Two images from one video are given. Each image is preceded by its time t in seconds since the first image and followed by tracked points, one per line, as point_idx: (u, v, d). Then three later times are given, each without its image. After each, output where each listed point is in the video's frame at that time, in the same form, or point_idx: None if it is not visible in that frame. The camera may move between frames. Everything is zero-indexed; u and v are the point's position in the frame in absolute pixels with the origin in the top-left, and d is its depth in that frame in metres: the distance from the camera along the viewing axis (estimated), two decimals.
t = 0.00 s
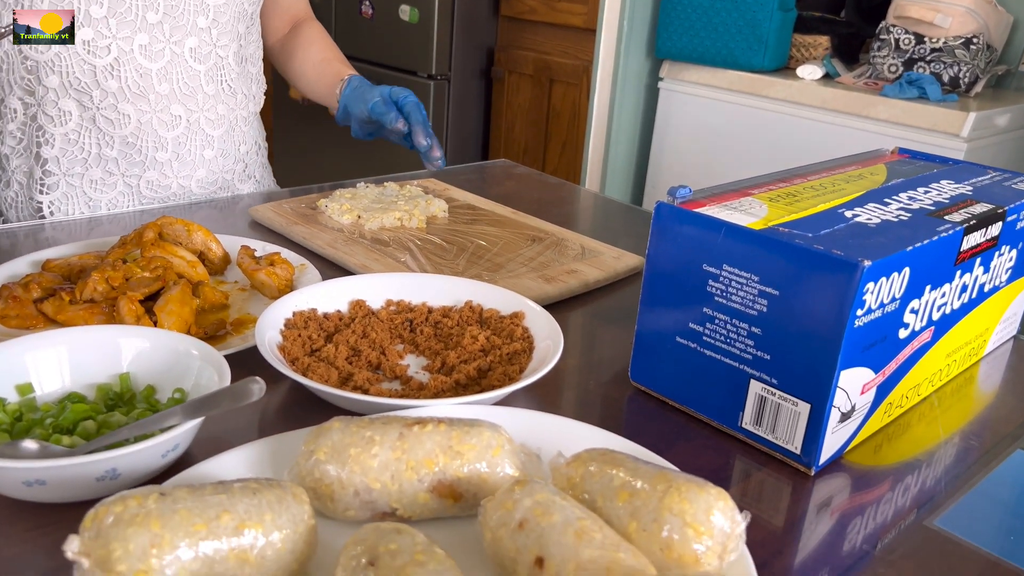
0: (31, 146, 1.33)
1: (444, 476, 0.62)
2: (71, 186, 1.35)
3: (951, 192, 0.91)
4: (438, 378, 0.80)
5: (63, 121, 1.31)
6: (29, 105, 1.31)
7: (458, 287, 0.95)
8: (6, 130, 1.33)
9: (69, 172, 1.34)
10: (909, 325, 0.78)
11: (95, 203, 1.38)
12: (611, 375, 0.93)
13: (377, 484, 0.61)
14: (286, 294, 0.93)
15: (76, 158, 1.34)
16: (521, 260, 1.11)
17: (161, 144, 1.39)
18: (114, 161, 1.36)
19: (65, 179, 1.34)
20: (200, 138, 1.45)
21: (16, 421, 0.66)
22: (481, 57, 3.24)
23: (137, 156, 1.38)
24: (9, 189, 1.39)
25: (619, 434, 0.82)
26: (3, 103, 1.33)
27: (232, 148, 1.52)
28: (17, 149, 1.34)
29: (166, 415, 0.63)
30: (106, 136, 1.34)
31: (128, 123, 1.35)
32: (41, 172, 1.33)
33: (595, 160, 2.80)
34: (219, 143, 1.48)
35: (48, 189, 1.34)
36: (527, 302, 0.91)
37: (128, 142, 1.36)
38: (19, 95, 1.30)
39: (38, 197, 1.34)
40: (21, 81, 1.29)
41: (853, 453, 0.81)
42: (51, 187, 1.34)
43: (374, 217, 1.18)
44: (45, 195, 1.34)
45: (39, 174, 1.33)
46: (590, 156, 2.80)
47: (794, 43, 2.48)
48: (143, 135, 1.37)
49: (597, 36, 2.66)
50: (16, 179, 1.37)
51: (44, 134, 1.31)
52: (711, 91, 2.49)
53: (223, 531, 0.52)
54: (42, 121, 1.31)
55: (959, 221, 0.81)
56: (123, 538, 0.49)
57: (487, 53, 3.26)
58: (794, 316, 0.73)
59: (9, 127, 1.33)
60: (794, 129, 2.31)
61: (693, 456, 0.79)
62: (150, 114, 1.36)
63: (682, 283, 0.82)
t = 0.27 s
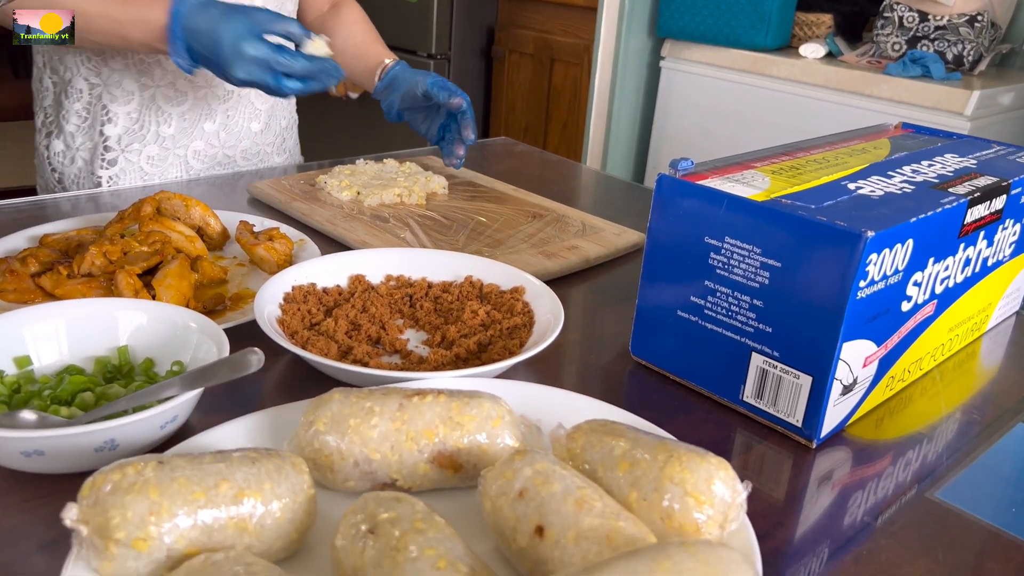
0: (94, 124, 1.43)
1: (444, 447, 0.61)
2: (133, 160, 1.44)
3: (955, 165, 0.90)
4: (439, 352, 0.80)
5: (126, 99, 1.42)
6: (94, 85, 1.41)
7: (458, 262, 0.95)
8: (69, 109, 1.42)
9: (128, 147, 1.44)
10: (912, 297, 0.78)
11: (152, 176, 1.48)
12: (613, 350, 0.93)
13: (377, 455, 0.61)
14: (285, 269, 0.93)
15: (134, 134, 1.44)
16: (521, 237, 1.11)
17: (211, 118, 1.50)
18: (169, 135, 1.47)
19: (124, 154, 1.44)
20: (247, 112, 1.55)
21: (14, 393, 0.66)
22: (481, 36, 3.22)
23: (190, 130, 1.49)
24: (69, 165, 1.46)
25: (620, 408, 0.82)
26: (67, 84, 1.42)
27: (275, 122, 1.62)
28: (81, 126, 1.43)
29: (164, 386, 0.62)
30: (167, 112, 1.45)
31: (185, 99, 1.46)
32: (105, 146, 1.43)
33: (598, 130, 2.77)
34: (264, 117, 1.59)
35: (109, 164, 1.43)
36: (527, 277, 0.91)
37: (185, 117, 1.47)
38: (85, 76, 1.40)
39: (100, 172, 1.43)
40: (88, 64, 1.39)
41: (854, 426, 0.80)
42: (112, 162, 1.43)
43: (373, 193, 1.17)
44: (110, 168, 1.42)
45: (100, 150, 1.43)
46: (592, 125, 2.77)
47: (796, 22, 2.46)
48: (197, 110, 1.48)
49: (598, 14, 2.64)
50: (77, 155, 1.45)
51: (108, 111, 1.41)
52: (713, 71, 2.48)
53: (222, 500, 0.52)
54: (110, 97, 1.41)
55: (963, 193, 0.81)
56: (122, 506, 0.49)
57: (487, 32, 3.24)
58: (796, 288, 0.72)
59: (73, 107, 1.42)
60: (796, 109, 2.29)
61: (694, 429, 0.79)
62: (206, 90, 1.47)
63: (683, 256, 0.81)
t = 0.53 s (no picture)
0: (167, 102, 1.46)
1: (441, 415, 0.61)
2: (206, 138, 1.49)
3: (956, 136, 0.90)
4: (437, 324, 0.80)
5: (196, 79, 1.45)
6: (167, 65, 1.44)
7: (457, 236, 0.95)
8: (138, 88, 1.44)
9: (199, 125, 1.48)
10: (911, 268, 0.78)
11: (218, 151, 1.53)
12: (612, 323, 0.92)
13: (374, 423, 0.61)
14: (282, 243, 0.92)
15: (206, 112, 1.48)
16: (519, 212, 1.10)
17: (275, 95, 1.54)
18: (236, 113, 1.51)
19: (197, 132, 1.49)
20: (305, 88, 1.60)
21: (11, 363, 0.66)
22: (481, 14, 3.21)
23: (257, 107, 1.53)
24: (136, 141, 1.49)
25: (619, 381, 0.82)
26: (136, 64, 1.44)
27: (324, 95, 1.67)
28: (152, 105, 1.46)
29: (160, 354, 0.63)
30: (238, 91, 1.49)
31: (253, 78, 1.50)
32: (178, 125, 1.47)
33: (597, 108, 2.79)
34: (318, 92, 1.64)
35: (182, 142, 1.48)
36: (526, 251, 0.91)
37: (252, 96, 1.51)
38: (156, 56, 1.43)
39: (174, 149, 1.48)
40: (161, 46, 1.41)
41: (853, 398, 0.80)
42: (186, 140, 1.48)
43: (371, 168, 1.17)
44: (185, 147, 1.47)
45: (175, 127, 1.47)
46: (592, 104, 2.78)
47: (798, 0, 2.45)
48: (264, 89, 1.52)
49: None
50: (146, 131, 1.48)
51: (181, 91, 1.45)
52: (714, 49, 2.46)
53: (219, 466, 0.52)
54: (184, 77, 1.45)
55: (964, 164, 0.80)
56: (118, 471, 0.49)
57: (486, 10, 3.22)
58: (795, 258, 0.72)
59: (144, 85, 1.45)
60: (797, 87, 2.27)
61: (692, 400, 0.79)
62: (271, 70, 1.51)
63: (682, 228, 0.81)
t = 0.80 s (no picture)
0: (176, 77, 1.45)
1: (439, 383, 0.61)
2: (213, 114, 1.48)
3: (957, 108, 0.89)
4: (435, 296, 0.79)
5: (205, 54, 1.45)
6: (177, 39, 1.43)
7: (455, 210, 0.94)
8: (149, 61, 1.44)
9: (207, 102, 1.47)
10: (910, 238, 0.77)
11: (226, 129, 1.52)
12: (610, 296, 0.92)
13: (371, 391, 0.60)
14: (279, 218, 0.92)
15: (214, 89, 1.47)
16: (518, 187, 1.10)
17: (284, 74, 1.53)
18: (245, 92, 1.50)
19: (204, 109, 1.48)
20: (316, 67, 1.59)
21: (5, 333, 0.65)
22: None
23: (266, 87, 1.51)
24: (145, 115, 1.49)
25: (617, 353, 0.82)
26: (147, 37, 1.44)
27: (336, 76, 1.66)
28: (160, 79, 1.45)
29: (156, 324, 0.62)
30: (246, 70, 1.47)
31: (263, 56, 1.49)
32: (185, 101, 1.46)
33: (597, 87, 2.78)
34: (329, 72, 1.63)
35: (189, 118, 1.47)
36: (525, 224, 0.90)
37: (260, 74, 1.49)
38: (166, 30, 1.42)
39: (181, 124, 1.47)
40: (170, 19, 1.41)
41: (852, 369, 0.80)
42: (192, 116, 1.47)
43: (368, 144, 1.18)
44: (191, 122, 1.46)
45: (182, 103, 1.46)
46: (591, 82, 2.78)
47: None
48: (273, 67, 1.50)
49: None
50: (155, 106, 1.48)
51: (189, 66, 1.45)
52: (714, 28, 2.44)
53: (215, 431, 0.51)
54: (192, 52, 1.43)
55: (965, 133, 0.79)
56: (114, 435, 0.49)
57: None
58: (795, 227, 0.71)
59: (154, 58, 1.44)
60: (798, 66, 2.26)
61: (691, 371, 0.78)
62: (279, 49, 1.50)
63: (681, 199, 0.80)
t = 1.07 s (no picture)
0: (167, 59, 1.44)
1: (437, 359, 0.61)
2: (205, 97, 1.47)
3: (958, 85, 0.88)
4: (432, 275, 0.79)
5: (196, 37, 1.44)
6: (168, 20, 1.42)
7: (452, 190, 0.94)
8: (140, 43, 1.43)
9: (198, 85, 1.46)
10: (910, 216, 0.77)
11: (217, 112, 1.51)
12: (609, 275, 0.92)
13: (369, 368, 0.60)
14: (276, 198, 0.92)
15: (206, 72, 1.46)
16: (516, 168, 1.09)
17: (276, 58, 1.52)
18: (237, 75, 1.49)
19: (196, 92, 1.47)
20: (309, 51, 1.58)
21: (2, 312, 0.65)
22: None
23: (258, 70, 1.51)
24: (136, 98, 1.48)
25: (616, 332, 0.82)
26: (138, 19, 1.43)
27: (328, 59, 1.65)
28: (152, 61, 1.44)
29: (153, 301, 0.63)
30: (238, 54, 1.46)
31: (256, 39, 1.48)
32: (177, 83, 1.45)
33: (597, 67, 2.77)
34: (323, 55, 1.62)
35: (180, 101, 1.46)
36: (523, 204, 0.90)
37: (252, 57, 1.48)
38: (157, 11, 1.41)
39: (172, 107, 1.46)
40: None
41: (851, 347, 0.80)
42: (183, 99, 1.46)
43: (366, 126, 1.18)
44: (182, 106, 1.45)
45: (172, 85, 1.45)
46: (591, 62, 2.77)
47: None
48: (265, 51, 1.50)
49: None
50: (146, 88, 1.47)
51: (181, 48, 1.43)
52: (714, 10, 2.43)
53: (212, 407, 0.51)
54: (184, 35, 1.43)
55: (966, 110, 0.79)
56: (111, 411, 0.49)
57: None
58: (794, 204, 0.71)
59: (145, 40, 1.43)
60: (798, 48, 2.25)
61: (690, 349, 0.78)
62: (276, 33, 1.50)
63: (680, 177, 0.80)
